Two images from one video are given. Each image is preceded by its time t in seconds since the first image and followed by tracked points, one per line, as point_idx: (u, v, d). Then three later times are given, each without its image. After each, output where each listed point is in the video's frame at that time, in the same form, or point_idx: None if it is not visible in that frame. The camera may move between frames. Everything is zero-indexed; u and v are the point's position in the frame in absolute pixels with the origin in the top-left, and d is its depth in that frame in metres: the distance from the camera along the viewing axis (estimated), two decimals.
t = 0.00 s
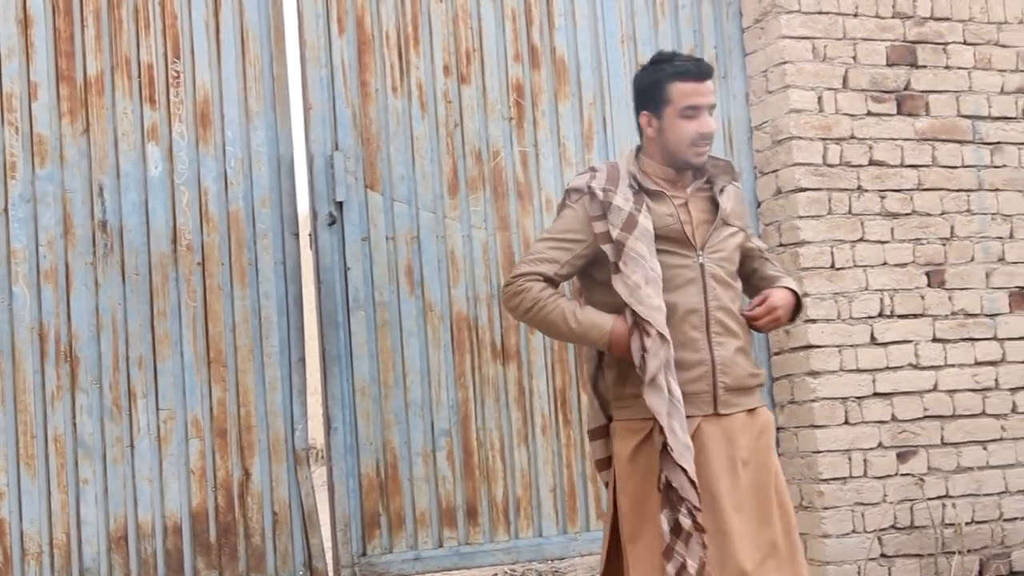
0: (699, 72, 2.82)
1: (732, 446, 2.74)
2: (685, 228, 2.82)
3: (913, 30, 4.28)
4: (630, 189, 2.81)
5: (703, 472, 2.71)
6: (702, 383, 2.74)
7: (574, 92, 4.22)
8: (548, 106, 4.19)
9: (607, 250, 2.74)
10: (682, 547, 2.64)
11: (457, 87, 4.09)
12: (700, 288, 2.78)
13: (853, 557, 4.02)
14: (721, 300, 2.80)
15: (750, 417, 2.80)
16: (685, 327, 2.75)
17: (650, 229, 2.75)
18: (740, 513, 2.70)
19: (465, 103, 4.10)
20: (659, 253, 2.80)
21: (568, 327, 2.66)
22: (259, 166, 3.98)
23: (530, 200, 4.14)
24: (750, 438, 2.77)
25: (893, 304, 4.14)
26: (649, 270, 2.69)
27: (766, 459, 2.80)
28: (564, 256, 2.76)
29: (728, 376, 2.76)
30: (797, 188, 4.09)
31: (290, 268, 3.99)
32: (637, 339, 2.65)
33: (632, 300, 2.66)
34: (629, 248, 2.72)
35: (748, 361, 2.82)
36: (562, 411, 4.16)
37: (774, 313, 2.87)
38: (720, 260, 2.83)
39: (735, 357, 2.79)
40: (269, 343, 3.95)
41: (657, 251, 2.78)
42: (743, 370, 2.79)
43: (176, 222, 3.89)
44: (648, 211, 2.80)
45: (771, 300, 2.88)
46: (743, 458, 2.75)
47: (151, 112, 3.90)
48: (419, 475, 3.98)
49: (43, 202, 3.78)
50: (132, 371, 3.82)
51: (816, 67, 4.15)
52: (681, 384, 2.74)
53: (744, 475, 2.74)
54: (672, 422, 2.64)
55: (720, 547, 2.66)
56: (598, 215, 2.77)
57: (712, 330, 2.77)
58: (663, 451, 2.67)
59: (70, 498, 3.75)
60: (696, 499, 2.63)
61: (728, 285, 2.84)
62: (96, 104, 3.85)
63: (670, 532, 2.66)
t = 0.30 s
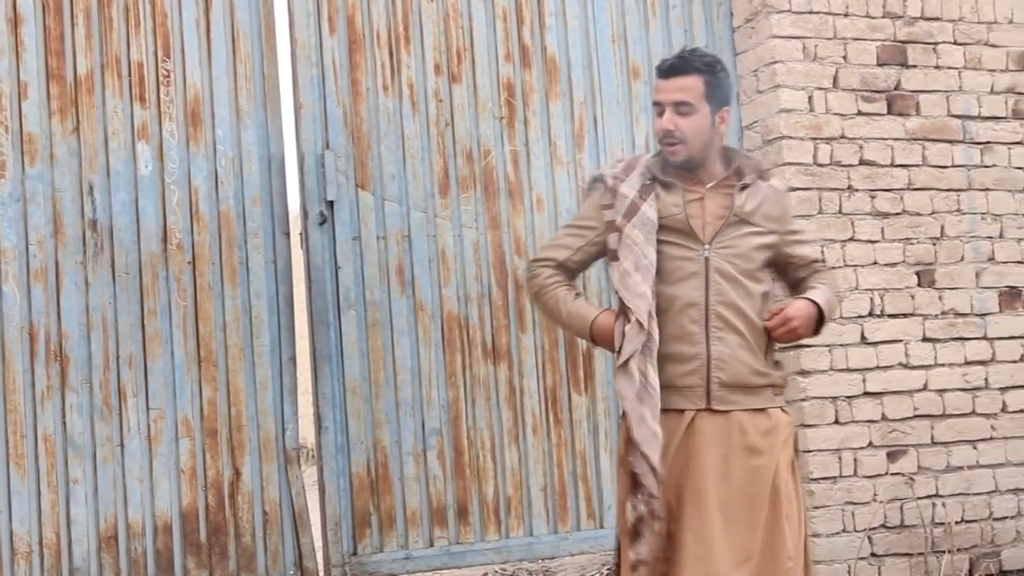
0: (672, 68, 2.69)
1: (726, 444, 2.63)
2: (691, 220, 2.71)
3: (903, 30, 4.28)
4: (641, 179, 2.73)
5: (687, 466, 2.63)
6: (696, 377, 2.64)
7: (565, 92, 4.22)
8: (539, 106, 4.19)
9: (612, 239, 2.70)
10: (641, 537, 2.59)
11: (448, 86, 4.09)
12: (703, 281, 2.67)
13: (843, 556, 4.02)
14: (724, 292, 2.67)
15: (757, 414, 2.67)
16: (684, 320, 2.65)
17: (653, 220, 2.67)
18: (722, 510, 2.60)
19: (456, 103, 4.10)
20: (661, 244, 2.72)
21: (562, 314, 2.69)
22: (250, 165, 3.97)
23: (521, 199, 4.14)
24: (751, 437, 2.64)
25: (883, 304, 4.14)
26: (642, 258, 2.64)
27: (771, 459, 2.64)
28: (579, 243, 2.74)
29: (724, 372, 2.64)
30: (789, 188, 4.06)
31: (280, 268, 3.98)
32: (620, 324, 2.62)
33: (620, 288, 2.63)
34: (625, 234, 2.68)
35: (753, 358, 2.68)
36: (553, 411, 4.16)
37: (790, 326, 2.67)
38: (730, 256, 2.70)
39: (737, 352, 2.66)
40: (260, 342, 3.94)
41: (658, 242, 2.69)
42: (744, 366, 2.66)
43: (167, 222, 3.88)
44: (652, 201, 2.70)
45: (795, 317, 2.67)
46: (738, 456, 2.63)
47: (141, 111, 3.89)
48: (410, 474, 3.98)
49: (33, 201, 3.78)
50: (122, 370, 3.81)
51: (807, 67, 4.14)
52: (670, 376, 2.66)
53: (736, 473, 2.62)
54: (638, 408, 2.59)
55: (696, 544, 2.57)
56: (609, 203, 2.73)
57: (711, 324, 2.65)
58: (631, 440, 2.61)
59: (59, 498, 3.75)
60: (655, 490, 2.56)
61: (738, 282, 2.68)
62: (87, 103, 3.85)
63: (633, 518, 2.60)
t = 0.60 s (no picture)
0: (683, 63, 2.71)
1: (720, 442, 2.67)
2: (698, 215, 2.73)
3: (895, 30, 4.29)
4: (657, 172, 2.78)
5: (680, 461, 2.68)
6: (691, 372, 2.68)
7: (557, 91, 4.22)
8: (531, 106, 4.19)
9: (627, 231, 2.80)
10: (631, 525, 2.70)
11: (441, 86, 4.09)
12: (705, 278, 2.69)
13: (835, 556, 4.03)
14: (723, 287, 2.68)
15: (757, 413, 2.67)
16: (682, 315, 2.68)
17: (661, 213, 2.71)
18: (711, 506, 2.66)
19: (449, 102, 4.10)
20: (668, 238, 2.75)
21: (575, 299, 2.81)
22: (243, 165, 3.97)
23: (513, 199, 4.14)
24: (746, 436, 2.65)
25: (875, 304, 4.14)
26: (647, 252, 2.69)
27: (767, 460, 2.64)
28: (601, 233, 2.85)
29: (720, 369, 2.66)
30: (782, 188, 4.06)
31: (273, 268, 3.98)
32: (625, 318, 2.69)
33: (627, 283, 2.69)
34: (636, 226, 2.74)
35: (754, 355, 2.68)
36: (545, 411, 4.15)
37: (794, 328, 2.63)
38: (736, 253, 2.69)
39: (735, 349, 2.67)
40: (252, 342, 3.94)
41: (665, 237, 2.73)
42: (743, 364, 2.67)
43: (159, 221, 3.88)
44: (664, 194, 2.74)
45: (799, 318, 2.62)
46: (732, 455, 2.66)
47: (133, 110, 3.89)
48: (402, 474, 3.98)
49: (24, 201, 3.77)
50: (114, 370, 3.81)
51: (799, 67, 4.15)
52: (667, 370, 2.70)
53: (729, 472, 2.66)
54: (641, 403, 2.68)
55: (684, 537, 2.65)
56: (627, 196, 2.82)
57: (711, 321, 2.67)
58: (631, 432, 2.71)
59: (51, 498, 3.74)
60: (647, 483, 2.67)
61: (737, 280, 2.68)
62: (79, 102, 3.84)
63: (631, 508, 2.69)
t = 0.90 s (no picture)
0: (676, 61, 2.71)
1: (707, 445, 2.67)
2: (686, 215, 2.73)
3: (883, 30, 4.29)
4: (646, 172, 2.77)
5: (667, 465, 2.68)
6: (676, 372, 2.68)
7: (546, 91, 4.22)
8: (519, 106, 4.19)
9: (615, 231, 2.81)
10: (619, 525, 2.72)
11: (429, 86, 4.09)
12: (691, 278, 2.69)
13: (822, 556, 4.04)
14: (708, 285, 2.68)
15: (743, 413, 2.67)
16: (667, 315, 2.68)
17: (647, 213, 2.70)
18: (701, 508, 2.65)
19: (437, 102, 4.10)
20: (657, 237, 2.74)
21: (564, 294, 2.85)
22: (231, 165, 3.96)
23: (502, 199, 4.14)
24: (732, 438, 2.66)
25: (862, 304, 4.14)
26: (633, 251, 2.69)
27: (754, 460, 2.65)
28: (593, 232, 2.87)
29: (706, 369, 2.66)
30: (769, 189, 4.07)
31: (261, 268, 3.97)
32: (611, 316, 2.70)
33: (612, 282, 2.70)
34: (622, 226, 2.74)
35: (739, 355, 2.67)
36: (533, 411, 4.15)
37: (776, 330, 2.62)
38: (722, 253, 2.69)
39: (720, 349, 2.66)
40: (239, 342, 3.93)
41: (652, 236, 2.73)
42: (728, 364, 2.67)
43: (147, 221, 3.87)
44: (651, 194, 2.73)
45: (781, 319, 2.61)
46: (719, 457, 2.66)
47: (121, 110, 3.88)
48: (390, 474, 3.98)
49: (11, 200, 3.76)
50: (102, 370, 3.80)
51: (787, 67, 4.15)
52: (652, 370, 2.70)
53: (718, 473, 2.66)
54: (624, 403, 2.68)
55: (675, 540, 2.63)
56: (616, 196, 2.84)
57: (696, 321, 2.67)
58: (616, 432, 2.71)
59: (38, 498, 3.74)
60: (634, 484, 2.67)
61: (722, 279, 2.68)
62: (66, 102, 3.83)
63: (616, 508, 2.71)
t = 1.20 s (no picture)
0: (669, 56, 2.64)
1: (691, 446, 2.60)
2: (658, 217, 2.67)
3: (870, 31, 4.30)
4: (611, 176, 2.71)
5: (652, 469, 2.61)
6: (658, 374, 2.61)
7: (532, 91, 4.22)
8: (506, 105, 4.19)
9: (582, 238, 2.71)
10: (613, 534, 2.58)
11: (416, 86, 4.09)
12: (668, 280, 2.63)
13: (809, 556, 4.04)
14: (689, 290, 2.62)
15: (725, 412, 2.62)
16: (648, 318, 2.62)
17: (619, 216, 2.65)
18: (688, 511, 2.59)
19: (424, 102, 4.09)
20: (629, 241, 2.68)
21: (531, 313, 2.74)
22: (217, 165, 3.95)
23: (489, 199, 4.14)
24: (716, 437, 2.60)
25: (849, 304, 4.16)
26: (609, 256, 2.62)
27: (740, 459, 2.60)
28: (556, 243, 2.76)
29: (688, 369, 2.60)
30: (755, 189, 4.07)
31: (247, 267, 3.96)
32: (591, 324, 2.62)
33: (590, 288, 2.61)
34: (594, 231, 2.67)
35: (719, 355, 2.62)
36: (520, 411, 4.15)
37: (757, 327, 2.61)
38: (698, 253, 2.65)
39: (702, 349, 2.61)
40: (226, 342, 3.92)
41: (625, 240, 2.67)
42: (710, 364, 2.61)
43: (133, 221, 3.87)
44: (621, 197, 2.68)
45: (762, 317, 2.60)
46: (705, 458, 2.59)
47: (107, 110, 3.87)
48: (376, 474, 3.98)
49: None
50: (88, 370, 3.79)
51: (774, 68, 4.15)
52: (635, 373, 2.62)
53: (702, 474, 2.59)
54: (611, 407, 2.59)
55: (666, 545, 2.57)
56: (579, 201, 2.73)
57: (676, 321, 2.61)
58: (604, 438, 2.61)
59: (24, 498, 3.73)
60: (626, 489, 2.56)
61: (701, 279, 2.63)
62: (52, 101, 3.83)
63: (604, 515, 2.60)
